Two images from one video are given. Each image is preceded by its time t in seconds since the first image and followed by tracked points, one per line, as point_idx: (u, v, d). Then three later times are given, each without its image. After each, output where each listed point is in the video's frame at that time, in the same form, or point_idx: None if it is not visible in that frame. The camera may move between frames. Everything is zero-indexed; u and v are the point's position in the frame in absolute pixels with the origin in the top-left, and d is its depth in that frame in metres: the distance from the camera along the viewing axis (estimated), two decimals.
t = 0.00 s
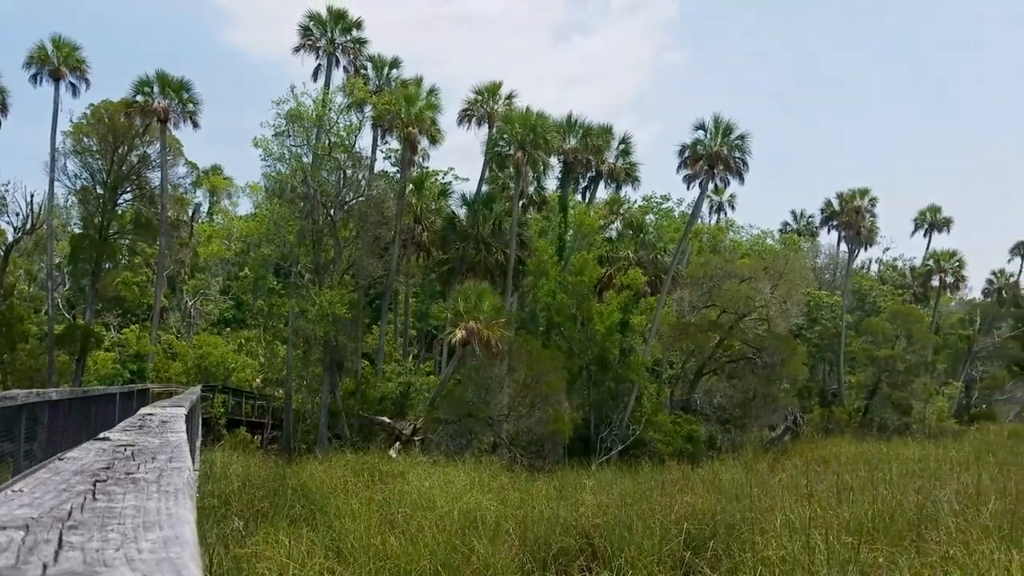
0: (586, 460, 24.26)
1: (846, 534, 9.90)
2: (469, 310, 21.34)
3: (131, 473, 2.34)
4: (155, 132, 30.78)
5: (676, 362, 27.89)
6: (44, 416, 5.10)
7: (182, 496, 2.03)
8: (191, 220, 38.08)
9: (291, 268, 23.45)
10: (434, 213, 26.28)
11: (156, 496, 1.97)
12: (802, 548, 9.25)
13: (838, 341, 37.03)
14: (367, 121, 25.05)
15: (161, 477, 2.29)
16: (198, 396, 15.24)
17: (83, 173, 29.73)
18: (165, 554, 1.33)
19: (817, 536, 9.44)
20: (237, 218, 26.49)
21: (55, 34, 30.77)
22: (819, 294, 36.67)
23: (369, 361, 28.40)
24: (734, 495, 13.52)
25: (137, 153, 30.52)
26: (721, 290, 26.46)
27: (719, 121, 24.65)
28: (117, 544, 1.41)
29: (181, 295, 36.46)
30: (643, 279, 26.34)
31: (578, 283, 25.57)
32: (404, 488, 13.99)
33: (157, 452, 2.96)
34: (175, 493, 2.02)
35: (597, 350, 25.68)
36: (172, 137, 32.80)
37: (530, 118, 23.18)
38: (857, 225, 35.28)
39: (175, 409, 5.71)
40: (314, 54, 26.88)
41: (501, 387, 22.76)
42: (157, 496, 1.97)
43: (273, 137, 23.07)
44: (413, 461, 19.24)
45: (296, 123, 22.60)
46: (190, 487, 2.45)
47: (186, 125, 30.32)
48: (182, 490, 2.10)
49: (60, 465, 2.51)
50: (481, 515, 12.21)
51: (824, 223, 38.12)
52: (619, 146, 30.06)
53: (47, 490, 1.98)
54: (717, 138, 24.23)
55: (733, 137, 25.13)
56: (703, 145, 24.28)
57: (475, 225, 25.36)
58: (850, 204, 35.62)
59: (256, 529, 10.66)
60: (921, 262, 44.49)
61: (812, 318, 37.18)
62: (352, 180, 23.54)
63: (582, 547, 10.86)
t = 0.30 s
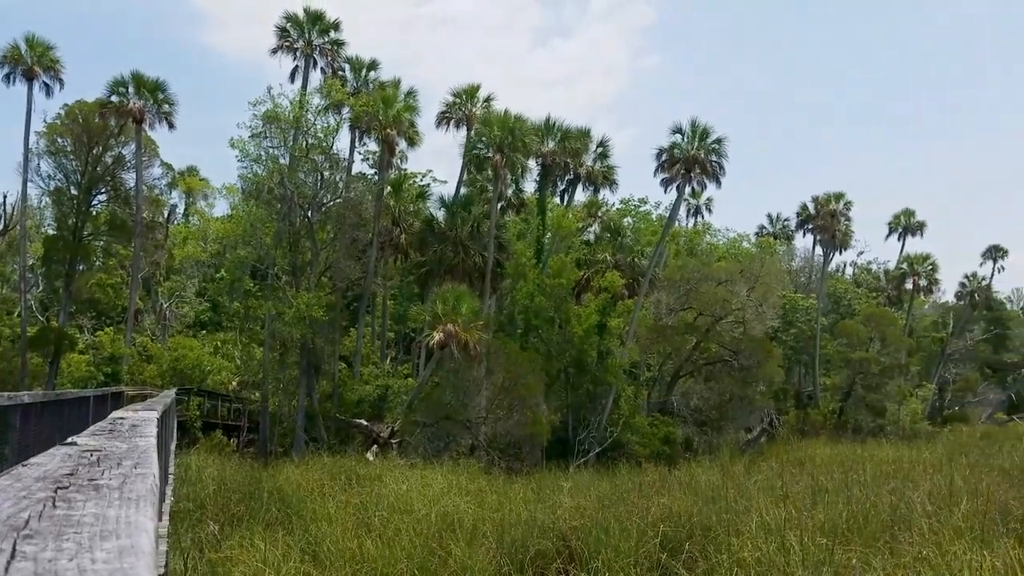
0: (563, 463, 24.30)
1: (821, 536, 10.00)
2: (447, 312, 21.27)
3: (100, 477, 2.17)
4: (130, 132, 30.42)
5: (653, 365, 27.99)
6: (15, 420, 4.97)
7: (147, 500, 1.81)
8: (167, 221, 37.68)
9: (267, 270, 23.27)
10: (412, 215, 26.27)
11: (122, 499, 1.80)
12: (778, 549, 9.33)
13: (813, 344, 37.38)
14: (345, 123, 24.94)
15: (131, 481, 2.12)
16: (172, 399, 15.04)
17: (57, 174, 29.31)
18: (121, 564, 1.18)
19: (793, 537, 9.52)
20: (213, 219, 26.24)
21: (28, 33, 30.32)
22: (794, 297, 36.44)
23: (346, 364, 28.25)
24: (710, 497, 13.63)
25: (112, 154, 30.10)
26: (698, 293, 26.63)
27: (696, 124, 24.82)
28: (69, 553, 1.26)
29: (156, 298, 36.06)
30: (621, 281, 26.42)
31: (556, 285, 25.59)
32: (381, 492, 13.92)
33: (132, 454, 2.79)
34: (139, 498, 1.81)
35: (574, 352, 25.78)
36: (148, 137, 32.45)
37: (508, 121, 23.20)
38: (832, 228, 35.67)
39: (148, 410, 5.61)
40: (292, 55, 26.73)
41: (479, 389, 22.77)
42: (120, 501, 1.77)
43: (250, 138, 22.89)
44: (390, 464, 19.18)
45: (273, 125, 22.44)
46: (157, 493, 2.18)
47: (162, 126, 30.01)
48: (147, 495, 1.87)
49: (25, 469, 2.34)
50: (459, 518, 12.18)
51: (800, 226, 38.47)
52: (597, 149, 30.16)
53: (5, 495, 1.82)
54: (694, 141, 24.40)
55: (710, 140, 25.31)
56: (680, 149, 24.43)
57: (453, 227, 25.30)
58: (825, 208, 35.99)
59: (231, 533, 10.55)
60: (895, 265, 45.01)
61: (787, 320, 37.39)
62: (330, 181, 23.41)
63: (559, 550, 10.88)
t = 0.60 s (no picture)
0: (544, 470, 24.30)
1: (799, 542, 10.06)
2: (428, 319, 21.20)
3: (64, 487, 2.07)
4: (110, 137, 30.16)
5: (634, 371, 28.06)
6: None
7: (113, 511, 1.73)
8: (146, 227, 37.36)
9: (247, 276, 23.12)
10: (393, 222, 26.24)
11: (85, 510, 1.71)
12: (756, 556, 9.37)
13: (793, 350, 37.64)
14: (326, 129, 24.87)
15: (97, 490, 2.02)
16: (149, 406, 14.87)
17: (34, 179, 28.97)
18: None
19: (772, 543, 9.56)
20: (193, 225, 26.05)
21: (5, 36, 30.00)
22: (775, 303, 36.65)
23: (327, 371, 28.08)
24: (690, 504, 13.66)
25: (91, 159, 29.83)
26: (679, 300, 26.75)
27: (676, 132, 24.97)
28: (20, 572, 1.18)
29: (135, 304, 35.73)
30: (602, 288, 26.48)
31: (537, 292, 25.61)
32: (361, 499, 13.85)
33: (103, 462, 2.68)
34: (105, 508, 1.72)
35: (555, 358, 25.68)
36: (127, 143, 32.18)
37: (490, 128, 23.24)
38: (811, 236, 35.99)
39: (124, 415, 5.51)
40: (273, 61, 26.64)
41: (459, 396, 22.70)
42: (84, 512, 1.68)
43: (230, 143, 22.77)
44: (370, 471, 19.09)
45: (254, 130, 22.33)
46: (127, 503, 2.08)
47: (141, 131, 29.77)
48: (114, 505, 1.79)
49: None
50: (439, 526, 12.13)
51: (779, 234, 38.77)
52: (578, 156, 30.27)
53: None
54: (674, 149, 24.55)
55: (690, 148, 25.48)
56: (660, 156, 24.57)
57: (434, 234, 25.25)
58: (805, 216, 36.32)
59: (209, 541, 10.45)
60: (874, 273, 45.43)
61: (768, 327, 37.58)
62: (310, 187, 23.30)
63: (540, 557, 10.87)
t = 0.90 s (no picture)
0: (527, 472, 24.35)
1: (780, 544, 10.14)
2: (411, 321, 21.12)
3: (30, 493, 1.94)
4: (90, 137, 29.90)
5: (617, 374, 28.12)
6: None
7: (81, 517, 1.61)
8: (127, 228, 37.03)
9: (229, 278, 22.99)
10: (377, 224, 26.25)
11: (50, 516, 1.59)
12: (737, 557, 9.43)
13: (774, 353, 37.86)
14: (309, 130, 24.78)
15: (65, 495, 1.90)
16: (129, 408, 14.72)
17: (14, 179, 28.58)
18: None
19: (753, 545, 9.61)
20: (174, 226, 25.83)
21: None
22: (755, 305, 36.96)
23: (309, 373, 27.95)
24: (672, 506, 13.72)
25: (71, 160, 29.60)
26: (661, 302, 26.87)
27: (659, 135, 25.07)
28: None
29: (115, 305, 35.40)
30: (585, 291, 26.54)
31: (521, 294, 25.64)
32: (343, 502, 13.79)
33: (74, 466, 2.54)
34: (72, 514, 1.61)
35: (539, 361, 25.83)
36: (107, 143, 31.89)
37: (473, 130, 23.27)
38: (792, 239, 36.27)
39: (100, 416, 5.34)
40: (255, 62, 26.52)
41: (443, 399, 22.68)
42: (49, 518, 1.57)
43: (212, 144, 22.62)
44: (353, 474, 19.06)
45: (236, 131, 22.22)
46: (99, 508, 1.96)
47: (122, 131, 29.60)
48: (82, 511, 1.67)
49: None
50: (422, 528, 12.10)
51: (761, 237, 39.00)
52: (561, 159, 30.34)
53: None
54: (657, 152, 24.66)
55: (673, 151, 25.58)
56: (643, 159, 24.66)
57: (417, 235, 25.22)
58: (786, 219, 36.59)
59: (190, 545, 10.37)
60: (854, 275, 45.80)
61: (748, 330, 37.76)
62: (293, 189, 23.20)
63: (522, 560, 10.89)
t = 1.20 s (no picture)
0: (509, 477, 24.37)
1: (759, 547, 10.23)
2: (392, 325, 21.06)
3: None
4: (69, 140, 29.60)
5: (598, 378, 28.15)
6: None
7: (46, 527, 1.58)
8: (105, 232, 36.66)
9: (209, 282, 22.84)
10: (358, 227, 26.27)
11: (14, 526, 1.56)
12: (717, 561, 9.48)
13: (754, 357, 38.06)
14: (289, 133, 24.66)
15: (31, 504, 1.86)
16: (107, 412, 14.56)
17: None
18: None
19: (732, 549, 9.67)
20: (153, 229, 25.59)
21: None
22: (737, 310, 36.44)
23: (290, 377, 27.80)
24: (652, 510, 13.77)
25: (49, 163, 29.12)
26: (642, 307, 27.02)
27: (640, 141, 25.20)
28: None
29: (93, 309, 35.03)
30: (566, 295, 26.60)
31: (502, 299, 25.65)
32: (323, 507, 13.72)
33: (44, 473, 2.49)
34: (37, 525, 1.58)
35: (521, 365, 25.80)
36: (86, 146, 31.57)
37: (455, 135, 23.29)
38: (772, 244, 36.57)
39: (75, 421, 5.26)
40: (236, 65, 26.37)
41: (424, 403, 22.63)
42: (14, 529, 1.54)
43: (192, 147, 22.47)
44: (333, 479, 18.98)
45: (217, 135, 22.07)
46: (67, 517, 1.93)
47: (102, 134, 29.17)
48: (48, 521, 1.65)
49: None
50: (402, 534, 12.07)
51: (741, 242, 39.24)
52: (542, 163, 30.42)
53: None
54: (638, 157, 24.79)
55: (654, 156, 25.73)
56: (624, 164, 24.78)
57: (399, 240, 25.19)
58: (766, 224, 36.89)
59: (169, 551, 10.27)
60: (833, 280, 46.22)
61: (729, 334, 37.45)
62: (273, 193, 23.07)
63: (503, 564, 10.90)
